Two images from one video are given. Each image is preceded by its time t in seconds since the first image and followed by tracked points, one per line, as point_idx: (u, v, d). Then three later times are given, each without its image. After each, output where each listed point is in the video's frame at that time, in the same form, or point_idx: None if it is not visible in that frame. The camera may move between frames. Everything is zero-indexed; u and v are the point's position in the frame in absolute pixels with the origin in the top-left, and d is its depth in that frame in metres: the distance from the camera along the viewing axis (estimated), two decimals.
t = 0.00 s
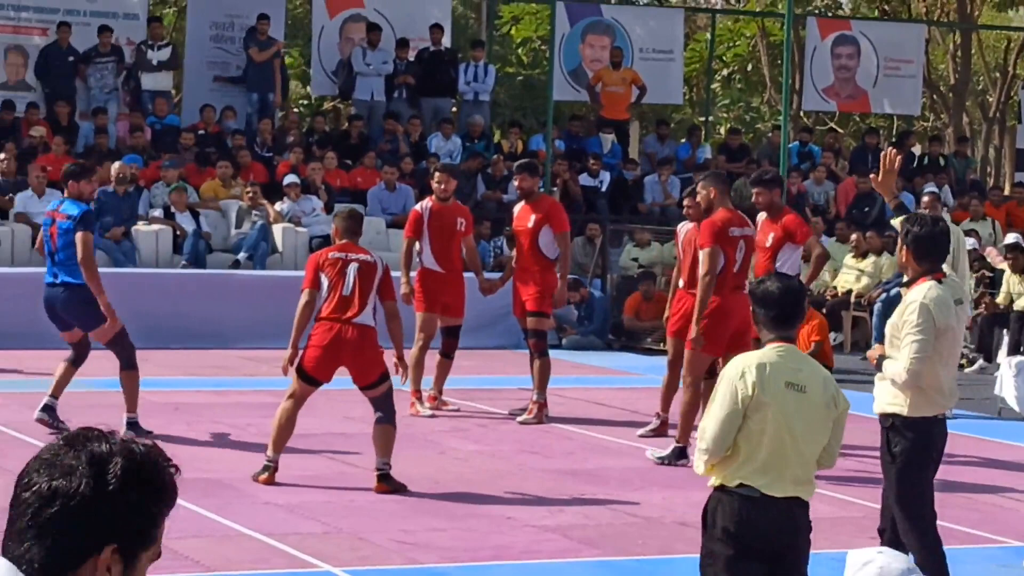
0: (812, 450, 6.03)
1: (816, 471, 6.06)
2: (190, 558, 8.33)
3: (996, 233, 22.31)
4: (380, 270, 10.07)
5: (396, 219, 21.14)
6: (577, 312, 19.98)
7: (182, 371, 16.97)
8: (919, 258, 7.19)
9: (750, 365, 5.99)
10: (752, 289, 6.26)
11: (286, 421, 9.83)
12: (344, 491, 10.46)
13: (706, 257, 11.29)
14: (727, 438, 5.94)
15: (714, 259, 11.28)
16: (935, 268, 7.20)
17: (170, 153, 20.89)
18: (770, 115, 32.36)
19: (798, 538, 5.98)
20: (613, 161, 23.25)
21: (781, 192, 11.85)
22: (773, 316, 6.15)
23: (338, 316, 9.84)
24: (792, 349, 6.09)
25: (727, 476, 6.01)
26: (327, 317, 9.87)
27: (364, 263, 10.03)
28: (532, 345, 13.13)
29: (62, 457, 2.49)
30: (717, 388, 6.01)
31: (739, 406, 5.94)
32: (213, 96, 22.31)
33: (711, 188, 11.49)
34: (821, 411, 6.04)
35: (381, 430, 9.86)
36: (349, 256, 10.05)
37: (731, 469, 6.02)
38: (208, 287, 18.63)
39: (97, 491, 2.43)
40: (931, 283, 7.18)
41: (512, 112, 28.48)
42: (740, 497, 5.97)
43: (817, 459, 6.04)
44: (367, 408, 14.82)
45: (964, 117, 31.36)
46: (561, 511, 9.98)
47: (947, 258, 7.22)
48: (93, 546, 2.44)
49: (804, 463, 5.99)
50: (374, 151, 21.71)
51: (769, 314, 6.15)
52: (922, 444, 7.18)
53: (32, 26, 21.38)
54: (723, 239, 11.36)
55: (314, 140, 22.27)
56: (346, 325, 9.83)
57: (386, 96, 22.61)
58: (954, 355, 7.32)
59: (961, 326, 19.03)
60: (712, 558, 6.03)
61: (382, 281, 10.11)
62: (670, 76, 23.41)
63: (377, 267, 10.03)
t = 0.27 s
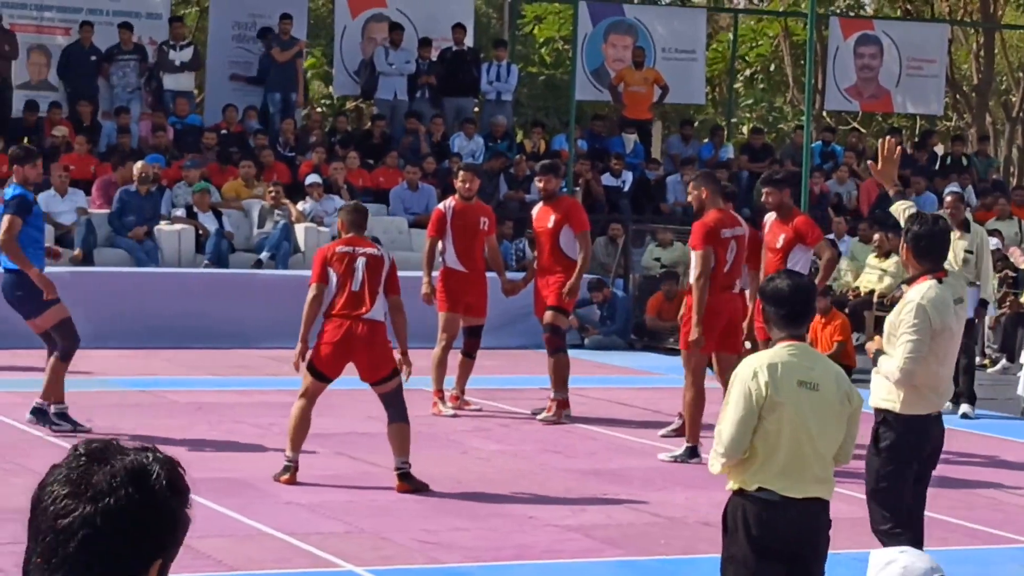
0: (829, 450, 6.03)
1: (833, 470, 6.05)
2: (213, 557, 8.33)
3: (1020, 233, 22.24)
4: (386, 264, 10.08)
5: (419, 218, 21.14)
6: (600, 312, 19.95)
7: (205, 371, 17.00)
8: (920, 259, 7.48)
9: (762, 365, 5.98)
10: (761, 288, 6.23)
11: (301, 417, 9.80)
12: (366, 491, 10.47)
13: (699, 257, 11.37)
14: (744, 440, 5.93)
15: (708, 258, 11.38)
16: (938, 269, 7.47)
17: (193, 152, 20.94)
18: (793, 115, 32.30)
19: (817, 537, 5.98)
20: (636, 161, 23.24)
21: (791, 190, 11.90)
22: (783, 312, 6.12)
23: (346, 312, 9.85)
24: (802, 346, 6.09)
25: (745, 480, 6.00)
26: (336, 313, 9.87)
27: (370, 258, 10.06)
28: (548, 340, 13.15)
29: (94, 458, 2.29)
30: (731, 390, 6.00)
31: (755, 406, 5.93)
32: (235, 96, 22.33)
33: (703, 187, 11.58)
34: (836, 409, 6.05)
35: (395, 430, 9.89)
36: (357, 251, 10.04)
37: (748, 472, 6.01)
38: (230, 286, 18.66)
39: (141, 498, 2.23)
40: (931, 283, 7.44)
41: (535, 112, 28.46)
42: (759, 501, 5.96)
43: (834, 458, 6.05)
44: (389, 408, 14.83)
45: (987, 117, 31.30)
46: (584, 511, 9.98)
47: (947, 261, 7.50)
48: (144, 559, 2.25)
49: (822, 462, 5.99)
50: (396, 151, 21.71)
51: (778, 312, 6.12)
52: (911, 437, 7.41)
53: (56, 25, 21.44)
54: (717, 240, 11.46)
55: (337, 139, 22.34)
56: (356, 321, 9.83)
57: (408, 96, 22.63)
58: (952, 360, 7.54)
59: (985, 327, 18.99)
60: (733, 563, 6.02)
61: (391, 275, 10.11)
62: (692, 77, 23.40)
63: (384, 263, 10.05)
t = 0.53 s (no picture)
0: (835, 450, 6.02)
1: (841, 468, 6.05)
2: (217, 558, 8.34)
3: None
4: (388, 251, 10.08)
5: (423, 219, 21.14)
6: (604, 312, 19.94)
7: (209, 371, 16.99)
8: (904, 256, 7.42)
9: (762, 370, 5.96)
10: (756, 292, 6.22)
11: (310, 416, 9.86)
12: (370, 491, 10.47)
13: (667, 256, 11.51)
14: (746, 447, 5.94)
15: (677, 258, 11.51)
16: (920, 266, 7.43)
17: (197, 152, 20.95)
18: (797, 115, 32.28)
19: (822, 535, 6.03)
20: (640, 161, 23.24)
21: (786, 190, 11.94)
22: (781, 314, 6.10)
23: (350, 305, 9.90)
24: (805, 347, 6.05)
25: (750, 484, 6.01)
26: (336, 303, 9.92)
27: (372, 245, 10.03)
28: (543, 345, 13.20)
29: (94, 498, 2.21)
30: (731, 397, 5.99)
31: (756, 413, 5.93)
32: (239, 96, 22.33)
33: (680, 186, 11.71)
34: (842, 408, 6.02)
35: (389, 428, 9.94)
36: (360, 237, 10.01)
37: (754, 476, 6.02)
38: (235, 287, 18.67)
39: (155, 527, 2.16)
40: (916, 280, 7.39)
41: (539, 112, 28.43)
42: (763, 504, 5.99)
43: (841, 457, 6.04)
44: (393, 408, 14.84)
45: (992, 118, 31.28)
46: (587, 511, 9.97)
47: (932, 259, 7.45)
48: None
49: (829, 462, 5.98)
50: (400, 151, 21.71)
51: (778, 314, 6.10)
52: (894, 429, 7.25)
53: (60, 25, 21.46)
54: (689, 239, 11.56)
55: (340, 139, 22.34)
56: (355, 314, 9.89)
57: (413, 96, 22.62)
58: (939, 361, 7.46)
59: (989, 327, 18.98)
60: (740, 565, 6.07)
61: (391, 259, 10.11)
62: (696, 77, 23.40)
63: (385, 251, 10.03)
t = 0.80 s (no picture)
0: (838, 458, 6.03)
1: (844, 478, 6.05)
2: (216, 564, 8.33)
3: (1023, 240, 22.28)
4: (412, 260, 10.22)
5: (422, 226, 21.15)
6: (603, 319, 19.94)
7: (209, 378, 16.99)
8: (887, 262, 7.50)
9: (768, 377, 5.98)
10: (766, 295, 6.18)
11: (326, 420, 9.98)
12: (369, 498, 10.45)
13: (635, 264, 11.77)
14: (751, 450, 5.93)
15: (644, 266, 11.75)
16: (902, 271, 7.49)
17: (196, 159, 20.97)
18: (796, 122, 32.30)
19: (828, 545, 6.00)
20: (639, 168, 23.25)
21: (781, 197, 11.96)
22: (788, 319, 6.07)
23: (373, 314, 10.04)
24: (809, 355, 6.07)
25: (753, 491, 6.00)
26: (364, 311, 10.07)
27: (395, 254, 10.18)
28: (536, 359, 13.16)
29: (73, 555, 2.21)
30: (737, 403, 5.99)
31: (761, 418, 5.93)
32: (239, 103, 22.34)
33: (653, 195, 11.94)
34: (845, 417, 6.04)
35: (396, 436, 9.91)
36: (383, 247, 10.18)
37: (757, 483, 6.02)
38: (236, 294, 18.69)
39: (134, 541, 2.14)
40: (896, 285, 7.46)
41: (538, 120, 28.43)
42: (768, 510, 5.97)
43: (843, 466, 6.04)
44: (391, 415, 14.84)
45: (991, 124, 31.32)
46: (586, 518, 9.98)
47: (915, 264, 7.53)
48: None
49: (832, 469, 5.99)
50: (399, 158, 21.73)
51: (785, 319, 6.07)
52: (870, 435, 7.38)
53: (60, 32, 21.43)
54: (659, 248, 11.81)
55: (339, 146, 22.35)
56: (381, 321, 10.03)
57: (412, 103, 22.73)
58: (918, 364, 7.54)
59: (987, 334, 18.99)
60: (743, 573, 6.02)
61: (416, 268, 10.25)
62: (695, 86, 23.42)
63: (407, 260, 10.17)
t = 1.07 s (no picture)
0: (850, 461, 6.01)
1: (857, 482, 6.04)
2: (214, 569, 8.33)
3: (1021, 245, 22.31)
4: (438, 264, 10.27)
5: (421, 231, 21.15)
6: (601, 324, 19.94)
7: (209, 383, 16.99)
8: (868, 266, 7.55)
9: (783, 378, 5.96)
10: (783, 298, 6.23)
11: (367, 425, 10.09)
12: (368, 503, 10.44)
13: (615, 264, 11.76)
14: (765, 452, 5.90)
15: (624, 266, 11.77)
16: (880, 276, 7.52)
17: (195, 163, 20.98)
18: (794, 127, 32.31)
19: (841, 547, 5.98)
20: (637, 173, 23.26)
21: (781, 201, 11.94)
22: (804, 321, 6.13)
23: (398, 321, 10.13)
24: (825, 358, 6.07)
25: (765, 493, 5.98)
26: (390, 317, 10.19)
27: (419, 261, 10.26)
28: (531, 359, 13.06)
29: (49, 554, 2.23)
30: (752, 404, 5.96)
31: (775, 420, 5.91)
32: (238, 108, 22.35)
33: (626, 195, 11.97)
34: (858, 420, 6.03)
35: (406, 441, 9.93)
36: (406, 253, 10.29)
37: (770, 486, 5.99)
38: (236, 298, 18.69)
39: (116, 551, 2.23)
40: (875, 290, 7.52)
41: (536, 124, 28.42)
42: (782, 513, 5.94)
43: (856, 468, 6.03)
44: (390, 420, 14.84)
45: (989, 130, 31.33)
46: (585, 523, 9.97)
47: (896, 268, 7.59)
48: None
49: (845, 472, 5.97)
50: (398, 163, 21.74)
51: (800, 321, 6.13)
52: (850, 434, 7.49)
53: (58, 36, 21.46)
54: (638, 247, 11.83)
55: (338, 150, 22.36)
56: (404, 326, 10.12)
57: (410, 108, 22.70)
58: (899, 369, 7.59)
59: (985, 339, 19.00)
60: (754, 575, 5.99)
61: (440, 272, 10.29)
62: (693, 90, 23.40)
63: (433, 266, 10.24)
